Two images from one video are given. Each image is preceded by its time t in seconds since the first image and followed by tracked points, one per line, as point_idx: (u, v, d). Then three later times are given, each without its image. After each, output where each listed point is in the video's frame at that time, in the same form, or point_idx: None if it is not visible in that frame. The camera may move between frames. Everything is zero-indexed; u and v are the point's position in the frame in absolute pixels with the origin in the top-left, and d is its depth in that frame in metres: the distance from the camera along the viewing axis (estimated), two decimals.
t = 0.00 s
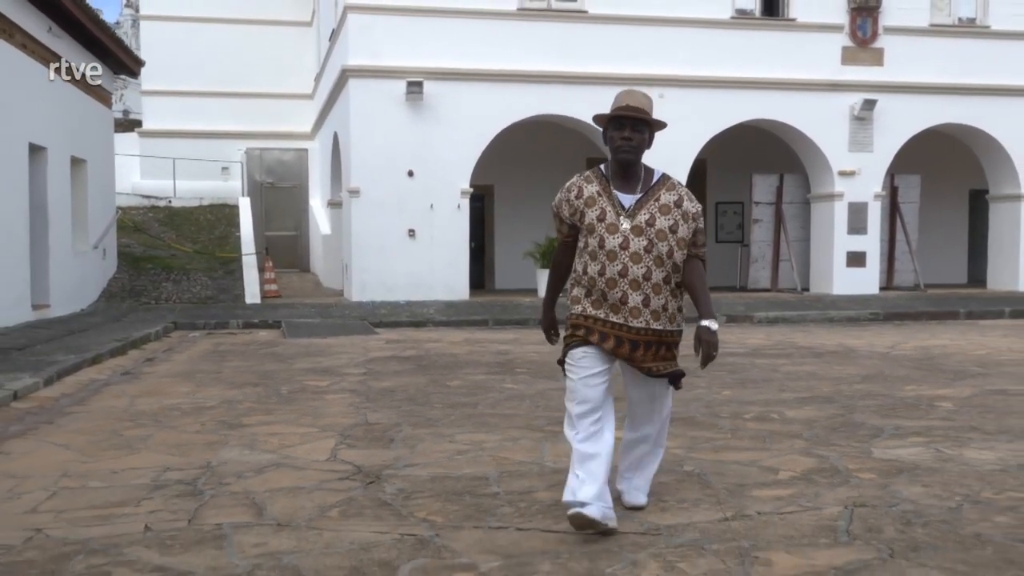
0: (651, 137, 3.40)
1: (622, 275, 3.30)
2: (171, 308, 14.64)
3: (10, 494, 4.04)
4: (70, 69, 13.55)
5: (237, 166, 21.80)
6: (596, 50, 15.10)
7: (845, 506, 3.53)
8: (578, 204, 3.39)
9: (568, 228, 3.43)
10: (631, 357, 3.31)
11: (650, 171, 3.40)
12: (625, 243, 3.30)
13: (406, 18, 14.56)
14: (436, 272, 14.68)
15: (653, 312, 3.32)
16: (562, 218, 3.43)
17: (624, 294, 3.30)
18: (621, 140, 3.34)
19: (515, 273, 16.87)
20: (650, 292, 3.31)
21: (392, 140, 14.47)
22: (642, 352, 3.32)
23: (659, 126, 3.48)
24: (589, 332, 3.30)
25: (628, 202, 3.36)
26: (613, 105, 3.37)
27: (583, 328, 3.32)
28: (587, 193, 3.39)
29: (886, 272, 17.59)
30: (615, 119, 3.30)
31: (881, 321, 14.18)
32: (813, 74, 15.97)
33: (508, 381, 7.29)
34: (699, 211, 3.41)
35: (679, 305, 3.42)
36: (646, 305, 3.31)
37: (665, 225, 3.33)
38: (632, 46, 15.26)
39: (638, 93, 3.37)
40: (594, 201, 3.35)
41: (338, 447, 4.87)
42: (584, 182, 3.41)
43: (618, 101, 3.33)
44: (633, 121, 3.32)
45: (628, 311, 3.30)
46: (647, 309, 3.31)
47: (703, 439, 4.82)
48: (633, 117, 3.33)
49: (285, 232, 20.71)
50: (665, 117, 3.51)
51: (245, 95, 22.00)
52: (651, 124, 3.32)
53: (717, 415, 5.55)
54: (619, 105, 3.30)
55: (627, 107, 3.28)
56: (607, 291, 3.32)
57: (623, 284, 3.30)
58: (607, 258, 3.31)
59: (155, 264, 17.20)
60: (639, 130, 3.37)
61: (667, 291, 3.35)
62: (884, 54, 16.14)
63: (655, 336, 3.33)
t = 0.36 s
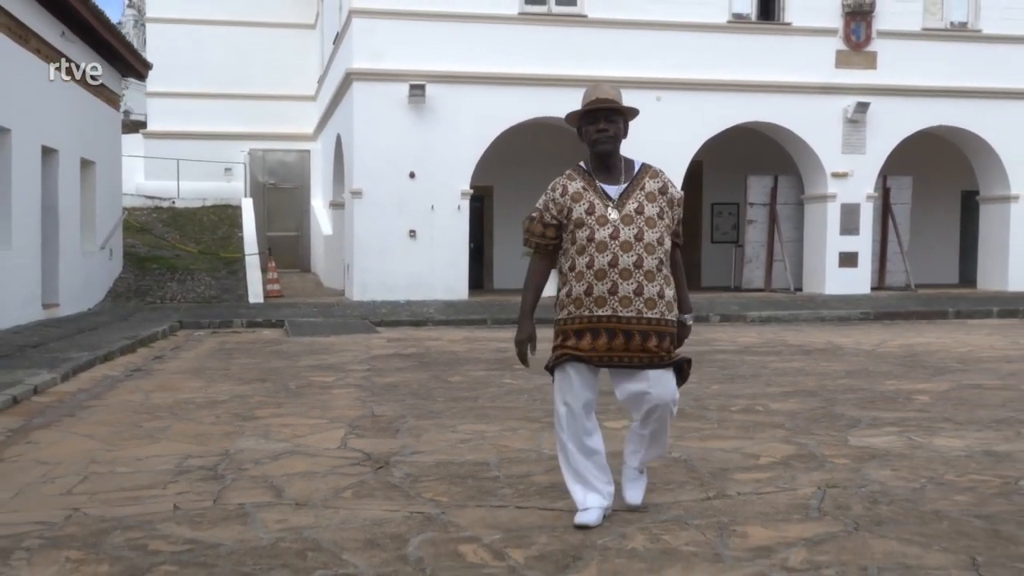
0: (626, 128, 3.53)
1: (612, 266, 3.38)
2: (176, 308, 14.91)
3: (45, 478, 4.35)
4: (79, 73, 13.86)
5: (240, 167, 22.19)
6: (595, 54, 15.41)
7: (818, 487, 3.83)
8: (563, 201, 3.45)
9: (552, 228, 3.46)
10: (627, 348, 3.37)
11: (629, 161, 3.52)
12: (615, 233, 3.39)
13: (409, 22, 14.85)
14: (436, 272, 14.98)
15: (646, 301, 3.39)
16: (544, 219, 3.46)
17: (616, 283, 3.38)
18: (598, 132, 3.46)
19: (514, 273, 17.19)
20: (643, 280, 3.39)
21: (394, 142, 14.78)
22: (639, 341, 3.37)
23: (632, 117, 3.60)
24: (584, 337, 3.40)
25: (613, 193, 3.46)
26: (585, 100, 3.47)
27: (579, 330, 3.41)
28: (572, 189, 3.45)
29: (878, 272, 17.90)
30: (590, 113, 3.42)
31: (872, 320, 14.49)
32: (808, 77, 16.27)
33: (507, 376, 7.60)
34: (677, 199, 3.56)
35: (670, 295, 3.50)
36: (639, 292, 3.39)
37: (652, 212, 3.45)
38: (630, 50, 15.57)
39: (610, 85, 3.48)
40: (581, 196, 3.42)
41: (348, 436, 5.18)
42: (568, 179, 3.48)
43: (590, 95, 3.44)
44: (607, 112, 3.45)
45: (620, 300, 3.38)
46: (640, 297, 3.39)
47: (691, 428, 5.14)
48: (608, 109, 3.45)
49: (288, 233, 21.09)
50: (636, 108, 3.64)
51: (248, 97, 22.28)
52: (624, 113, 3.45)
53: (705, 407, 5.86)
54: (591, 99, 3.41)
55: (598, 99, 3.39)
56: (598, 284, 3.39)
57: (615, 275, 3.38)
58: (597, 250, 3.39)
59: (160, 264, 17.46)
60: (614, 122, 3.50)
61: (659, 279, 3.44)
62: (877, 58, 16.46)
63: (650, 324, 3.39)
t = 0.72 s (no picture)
0: (628, 145, 3.47)
1: (602, 281, 3.32)
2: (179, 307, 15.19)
3: (71, 466, 4.65)
4: (84, 80, 14.19)
5: (240, 170, 22.36)
6: (589, 59, 15.72)
7: (791, 472, 4.13)
8: (559, 212, 3.39)
9: (547, 239, 3.40)
10: (617, 363, 3.33)
11: (630, 179, 3.46)
12: (607, 249, 3.32)
13: (407, 29, 15.17)
14: (435, 273, 15.29)
15: (635, 319, 3.34)
16: (542, 229, 3.41)
17: (606, 299, 3.32)
18: (599, 146, 3.39)
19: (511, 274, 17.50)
20: (632, 297, 3.33)
21: (392, 146, 15.08)
22: (629, 358, 3.31)
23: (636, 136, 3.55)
24: (574, 350, 3.39)
25: (610, 208, 3.39)
26: (590, 112, 3.42)
27: (569, 344, 3.39)
28: (569, 201, 3.39)
29: (869, 273, 18.21)
30: (593, 125, 3.36)
31: (862, 319, 14.81)
32: (798, 82, 16.60)
33: (504, 372, 7.90)
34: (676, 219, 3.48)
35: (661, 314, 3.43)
36: (629, 310, 3.33)
37: (647, 231, 3.38)
38: (624, 55, 15.87)
39: (616, 102, 3.43)
40: (577, 208, 3.36)
41: (353, 428, 5.49)
42: (565, 191, 3.42)
43: (596, 109, 3.38)
44: (610, 127, 3.38)
45: (609, 316, 3.34)
46: (629, 315, 3.33)
47: (677, 420, 5.45)
48: (611, 124, 3.38)
49: (287, 235, 21.39)
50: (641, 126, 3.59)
51: (248, 101, 22.57)
52: (628, 130, 3.39)
53: (692, 401, 6.17)
54: (597, 112, 3.36)
55: (604, 113, 3.34)
56: (587, 299, 3.34)
57: (605, 290, 3.32)
58: (588, 264, 3.33)
59: (162, 264, 17.72)
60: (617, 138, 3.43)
61: (650, 298, 3.37)
62: (867, 63, 16.78)
63: (640, 342, 3.32)
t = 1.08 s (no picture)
0: (625, 139, 3.48)
1: (595, 277, 3.35)
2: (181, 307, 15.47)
3: (91, 453, 4.96)
4: (88, 84, 14.50)
5: (239, 171, 22.61)
6: (583, 64, 16.04)
7: (764, 457, 4.45)
8: (553, 207, 3.43)
9: (541, 232, 3.46)
10: (607, 359, 3.37)
11: (625, 172, 3.47)
12: (599, 244, 3.35)
13: (405, 34, 15.47)
14: (432, 273, 15.60)
15: (626, 313, 3.36)
16: (535, 222, 3.46)
17: (598, 295, 3.35)
18: (594, 141, 3.41)
19: (507, 274, 17.82)
20: (624, 293, 3.35)
21: (390, 149, 15.39)
22: (618, 351, 3.36)
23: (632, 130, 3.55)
24: (562, 342, 3.36)
25: (603, 203, 3.41)
26: (586, 106, 3.42)
27: (556, 335, 3.37)
28: (562, 196, 3.43)
29: (859, 274, 18.54)
30: (588, 121, 3.37)
31: (850, 318, 15.12)
32: (789, 86, 16.92)
33: (499, 368, 8.21)
34: (673, 213, 3.47)
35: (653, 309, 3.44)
36: (620, 305, 3.35)
37: (639, 226, 3.39)
38: (617, 60, 16.19)
39: (613, 95, 3.43)
40: (570, 203, 3.39)
41: (355, 419, 5.80)
42: (560, 185, 3.46)
43: (590, 104, 3.38)
44: (607, 122, 3.39)
45: (601, 311, 3.36)
46: (620, 310, 3.35)
47: (661, 411, 5.76)
48: (607, 119, 3.39)
49: (286, 236, 21.71)
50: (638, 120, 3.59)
51: (247, 104, 22.85)
52: (624, 124, 3.39)
53: (677, 395, 6.49)
54: (592, 107, 3.36)
55: (598, 108, 3.33)
56: (578, 294, 3.36)
57: (596, 286, 3.35)
58: (580, 259, 3.35)
59: (164, 265, 17.98)
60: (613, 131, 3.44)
61: (641, 293, 3.39)
62: (855, 68, 17.11)
63: (630, 336, 3.37)
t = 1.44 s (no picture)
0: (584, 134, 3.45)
1: (575, 274, 3.29)
2: (184, 306, 15.75)
3: (109, 441, 5.26)
4: (93, 86, 14.78)
5: (240, 172, 22.94)
6: (578, 67, 16.36)
7: (742, 443, 4.76)
8: (523, 211, 3.35)
9: (512, 238, 3.37)
10: (590, 355, 3.34)
11: (589, 168, 3.44)
12: (576, 241, 3.30)
13: (405, 38, 15.78)
14: (430, 272, 15.91)
15: (607, 307, 3.35)
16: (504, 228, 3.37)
17: (579, 291, 3.31)
18: (556, 141, 3.37)
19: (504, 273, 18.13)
20: (606, 287, 3.33)
21: (389, 151, 15.69)
22: (596, 344, 3.35)
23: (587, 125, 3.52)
24: (547, 343, 3.32)
25: (572, 201, 3.36)
26: (543, 108, 3.37)
27: (540, 337, 3.33)
28: (532, 199, 3.35)
29: (850, 274, 18.86)
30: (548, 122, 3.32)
31: (840, 317, 15.43)
32: (781, 89, 17.23)
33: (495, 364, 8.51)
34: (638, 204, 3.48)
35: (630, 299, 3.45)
36: (601, 300, 3.33)
37: (612, 219, 3.37)
38: (612, 63, 16.50)
39: (567, 93, 3.39)
40: (542, 205, 3.32)
41: (358, 410, 6.10)
42: (527, 190, 3.38)
43: (549, 104, 3.33)
44: (565, 121, 3.36)
45: (582, 307, 3.33)
46: (601, 304, 3.34)
47: (648, 403, 6.07)
48: (564, 117, 3.36)
49: (286, 236, 22.05)
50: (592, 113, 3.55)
51: (248, 105, 23.14)
52: (581, 120, 3.37)
53: (664, 387, 6.79)
54: (550, 108, 3.31)
55: (558, 108, 3.30)
56: (560, 292, 3.31)
57: (578, 283, 3.30)
58: (559, 258, 3.30)
59: (166, 264, 18.26)
60: (571, 129, 3.40)
61: (620, 285, 3.38)
62: (846, 70, 17.43)
63: (613, 327, 3.37)
